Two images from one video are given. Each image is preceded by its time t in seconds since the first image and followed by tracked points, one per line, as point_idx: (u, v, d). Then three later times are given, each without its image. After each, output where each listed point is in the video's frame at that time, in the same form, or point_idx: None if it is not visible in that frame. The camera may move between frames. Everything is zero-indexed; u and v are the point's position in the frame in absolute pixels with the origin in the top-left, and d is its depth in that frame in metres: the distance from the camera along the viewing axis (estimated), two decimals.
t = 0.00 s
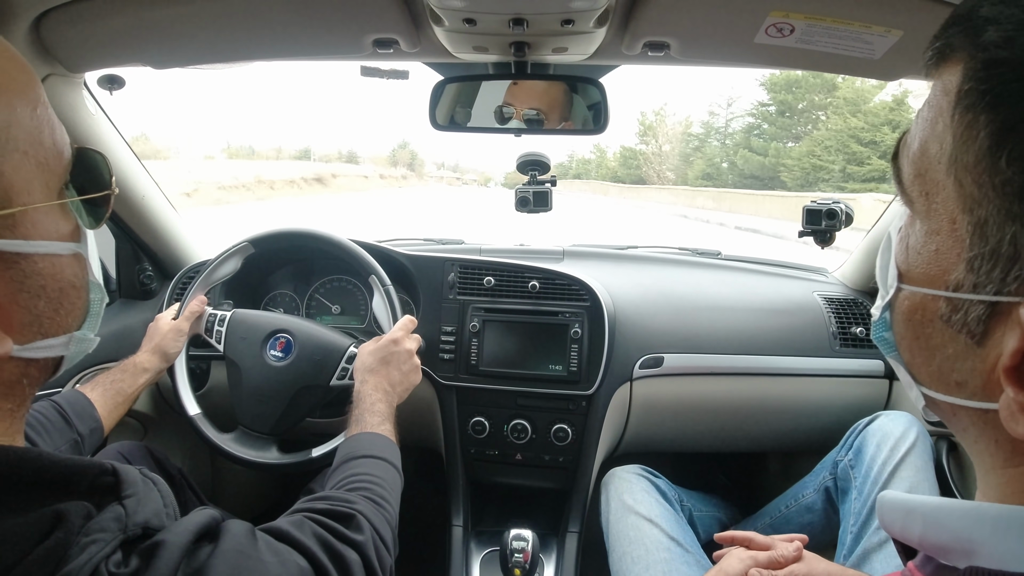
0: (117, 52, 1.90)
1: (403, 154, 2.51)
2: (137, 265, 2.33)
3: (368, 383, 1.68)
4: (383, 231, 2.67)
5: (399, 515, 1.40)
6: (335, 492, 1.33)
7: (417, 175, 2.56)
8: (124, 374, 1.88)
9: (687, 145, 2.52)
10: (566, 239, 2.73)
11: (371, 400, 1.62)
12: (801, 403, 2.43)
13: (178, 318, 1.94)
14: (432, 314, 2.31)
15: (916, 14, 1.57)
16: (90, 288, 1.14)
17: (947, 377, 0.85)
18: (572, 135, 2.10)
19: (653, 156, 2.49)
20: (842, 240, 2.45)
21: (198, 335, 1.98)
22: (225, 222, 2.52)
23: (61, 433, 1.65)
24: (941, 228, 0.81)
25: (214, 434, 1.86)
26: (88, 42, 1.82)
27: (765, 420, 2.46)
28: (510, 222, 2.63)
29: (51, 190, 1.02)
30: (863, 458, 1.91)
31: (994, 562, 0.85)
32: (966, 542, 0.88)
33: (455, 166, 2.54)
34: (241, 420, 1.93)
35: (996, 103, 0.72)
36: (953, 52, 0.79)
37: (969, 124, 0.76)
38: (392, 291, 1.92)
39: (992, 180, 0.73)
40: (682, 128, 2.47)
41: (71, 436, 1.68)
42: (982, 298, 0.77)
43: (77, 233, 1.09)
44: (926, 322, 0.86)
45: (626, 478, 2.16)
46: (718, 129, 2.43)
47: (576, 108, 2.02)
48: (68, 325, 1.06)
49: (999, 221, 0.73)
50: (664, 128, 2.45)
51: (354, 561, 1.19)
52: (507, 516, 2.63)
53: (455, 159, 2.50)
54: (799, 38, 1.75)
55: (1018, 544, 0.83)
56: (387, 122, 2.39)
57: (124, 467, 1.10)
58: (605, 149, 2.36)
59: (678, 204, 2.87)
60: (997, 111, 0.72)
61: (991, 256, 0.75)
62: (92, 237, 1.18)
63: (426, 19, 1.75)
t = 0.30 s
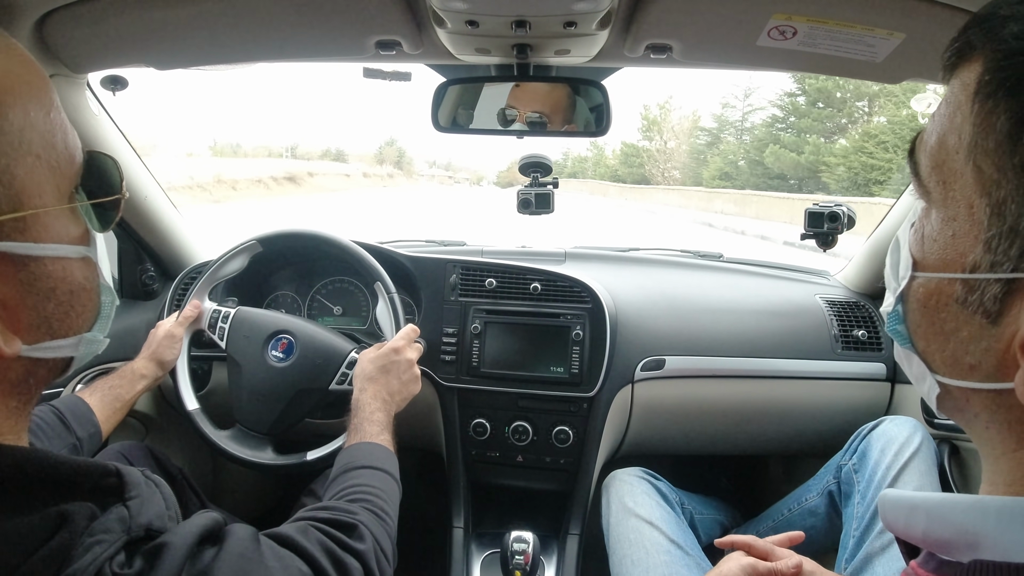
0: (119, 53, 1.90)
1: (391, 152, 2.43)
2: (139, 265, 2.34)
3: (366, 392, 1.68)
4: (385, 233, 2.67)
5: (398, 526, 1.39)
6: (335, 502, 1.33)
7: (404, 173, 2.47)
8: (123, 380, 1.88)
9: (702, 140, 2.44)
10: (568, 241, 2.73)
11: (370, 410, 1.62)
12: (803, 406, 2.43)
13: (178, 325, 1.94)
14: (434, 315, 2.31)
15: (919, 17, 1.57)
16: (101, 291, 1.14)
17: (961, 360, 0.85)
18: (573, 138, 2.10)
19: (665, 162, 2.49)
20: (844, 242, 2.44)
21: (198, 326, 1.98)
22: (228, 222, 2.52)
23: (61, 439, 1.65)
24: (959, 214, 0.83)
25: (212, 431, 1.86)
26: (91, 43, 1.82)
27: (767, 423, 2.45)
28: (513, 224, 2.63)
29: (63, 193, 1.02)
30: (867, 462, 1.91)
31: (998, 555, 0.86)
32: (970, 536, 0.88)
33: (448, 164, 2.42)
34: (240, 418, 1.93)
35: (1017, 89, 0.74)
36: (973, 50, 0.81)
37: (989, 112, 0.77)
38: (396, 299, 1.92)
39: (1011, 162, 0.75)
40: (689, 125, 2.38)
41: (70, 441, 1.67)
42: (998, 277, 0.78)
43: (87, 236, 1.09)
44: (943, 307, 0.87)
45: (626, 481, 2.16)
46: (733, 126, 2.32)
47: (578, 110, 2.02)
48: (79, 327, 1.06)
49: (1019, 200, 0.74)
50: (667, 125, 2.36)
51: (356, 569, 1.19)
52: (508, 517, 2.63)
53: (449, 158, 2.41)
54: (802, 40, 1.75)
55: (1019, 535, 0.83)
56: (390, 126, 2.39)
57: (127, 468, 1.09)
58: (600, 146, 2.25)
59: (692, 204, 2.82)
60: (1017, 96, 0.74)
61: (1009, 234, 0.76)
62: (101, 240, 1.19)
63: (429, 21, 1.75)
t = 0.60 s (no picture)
0: (122, 54, 1.91)
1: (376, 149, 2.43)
2: (141, 265, 2.35)
3: (366, 396, 1.67)
4: (386, 234, 2.67)
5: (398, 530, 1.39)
6: (332, 505, 1.33)
7: (390, 171, 2.43)
8: (120, 386, 1.89)
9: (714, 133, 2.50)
10: (570, 242, 2.73)
11: (370, 414, 1.62)
12: (805, 408, 2.43)
13: (178, 330, 1.94)
14: (435, 316, 2.31)
15: (921, 20, 1.57)
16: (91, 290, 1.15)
17: (989, 372, 0.84)
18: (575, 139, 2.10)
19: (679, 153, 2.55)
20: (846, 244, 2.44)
21: (201, 326, 1.98)
22: (230, 223, 2.53)
23: (59, 443, 1.66)
24: (991, 219, 0.80)
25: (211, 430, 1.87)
26: (94, 43, 1.82)
27: (768, 426, 2.45)
28: (514, 226, 2.63)
29: (55, 189, 1.03)
30: (869, 465, 1.91)
31: (1009, 560, 0.85)
32: (981, 540, 0.88)
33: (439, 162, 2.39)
34: (239, 418, 1.94)
35: None
36: (1008, 47, 0.79)
37: None
38: (399, 303, 1.92)
39: None
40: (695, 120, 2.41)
41: (68, 446, 1.68)
42: None
43: (79, 234, 1.09)
44: (969, 317, 0.84)
45: (627, 483, 2.16)
46: (750, 118, 2.33)
47: (579, 111, 2.03)
48: (69, 325, 1.06)
49: None
50: (673, 119, 2.36)
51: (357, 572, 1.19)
52: (509, 519, 2.62)
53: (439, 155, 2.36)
54: (804, 42, 1.75)
55: None
56: (392, 128, 2.38)
57: (127, 469, 1.10)
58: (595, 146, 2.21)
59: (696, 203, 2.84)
60: None
61: None
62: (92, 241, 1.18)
63: (431, 22, 1.76)
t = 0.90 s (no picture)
0: (123, 52, 1.91)
1: (360, 145, 2.49)
2: (142, 263, 2.35)
3: (367, 395, 1.68)
4: (388, 232, 2.67)
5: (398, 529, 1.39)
6: (333, 504, 1.33)
7: (373, 167, 2.52)
8: (122, 385, 1.89)
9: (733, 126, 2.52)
10: (571, 241, 2.73)
11: (370, 413, 1.62)
12: (805, 406, 2.42)
13: (178, 329, 1.94)
14: (435, 314, 2.31)
15: (923, 18, 1.57)
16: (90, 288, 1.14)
17: (992, 372, 0.84)
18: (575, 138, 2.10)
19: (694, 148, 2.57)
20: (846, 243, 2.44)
21: (202, 325, 1.98)
22: (231, 220, 2.53)
23: (60, 441, 1.66)
24: (998, 219, 0.80)
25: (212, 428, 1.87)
26: (95, 42, 1.83)
27: (769, 424, 2.45)
28: (515, 224, 2.63)
29: (57, 186, 1.04)
30: (871, 465, 1.90)
31: (1011, 560, 0.86)
32: (983, 540, 0.88)
33: (427, 160, 2.46)
34: (241, 417, 1.94)
35: None
36: (1017, 43, 0.78)
37: None
38: (399, 301, 1.92)
39: None
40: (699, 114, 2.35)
41: (69, 445, 1.68)
42: None
43: (79, 232, 1.09)
44: (973, 316, 0.84)
45: (627, 482, 2.16)
46: (773, 109, 2.30)
47: (581, 110, 2.03)
48: (69, 321, 1.06)
49: None
50: (677, 111, 2.31)
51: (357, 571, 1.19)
52: (510, 517, 2.63)
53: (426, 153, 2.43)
54: (806, 41, 1.74)
55: None
56: (394, 126, 2.38)
57: (128, 468, 1.10)
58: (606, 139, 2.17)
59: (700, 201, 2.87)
60: None
61: None
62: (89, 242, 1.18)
63: (432, 20, 1.75)
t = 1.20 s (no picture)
0: (123, 53, 1.91)
1: (339, 143, 2.40)
2: (141, 264, 2.35)
3: (366, 393, 1.68)
4: (387, 234, 2.67)
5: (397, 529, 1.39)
6: (334, 503, 1.33)
7: (355, 166, 2.41)
8: (121, 387, 1.89)
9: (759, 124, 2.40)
10: (570, 243, 2.73)
11: (370, 412, 1.62)
12: (805, 409, 2.42)
13: (178, 330, 1.94)
14: (435, 316, 2.31)
15: (922, 22, 1.57)
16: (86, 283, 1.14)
17: (986, 372, 0.84)
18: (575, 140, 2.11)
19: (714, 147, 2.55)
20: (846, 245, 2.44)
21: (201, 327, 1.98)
22: (230, 221, 2.53)
23: (60, 447, 1.66)
24: (992, 220, 0.79)
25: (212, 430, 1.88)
26: (96, 43, 1.83)
27: (769, 427, 2.45)
28: (515, 226, 2.64)
29: (53, 182, 1.04)
30: (870, 467, 1.91)
31: (1003, 562, 0.85)
32: (977, 541, 0.88)
33: (416, 158, 2.42)
34: (241, 419, 1.94)
35: None
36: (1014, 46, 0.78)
37: None
38: (398, 301, 1.92)
39: None
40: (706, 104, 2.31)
41: (68, 450, 1.68)
42: None
43: (76, 228, 1.09)
44: (967, 316, 0.84)
45: (627, 484, 2.16)
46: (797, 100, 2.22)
47: (580, 112, 2.03)
48: (68, 314, 1.06)
49: None
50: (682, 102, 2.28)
51: (355, 569, 1.19)
52: (509, 519, 2.62)
53: (415, 151, 2.40)
54: (805, 43, 1.75)
55: None
56: (394, 128, 2.38)
57: (126, 468, 1.11)
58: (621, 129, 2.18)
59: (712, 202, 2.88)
60: None
61: None
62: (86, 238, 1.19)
63: (432, 21, 1.76)
